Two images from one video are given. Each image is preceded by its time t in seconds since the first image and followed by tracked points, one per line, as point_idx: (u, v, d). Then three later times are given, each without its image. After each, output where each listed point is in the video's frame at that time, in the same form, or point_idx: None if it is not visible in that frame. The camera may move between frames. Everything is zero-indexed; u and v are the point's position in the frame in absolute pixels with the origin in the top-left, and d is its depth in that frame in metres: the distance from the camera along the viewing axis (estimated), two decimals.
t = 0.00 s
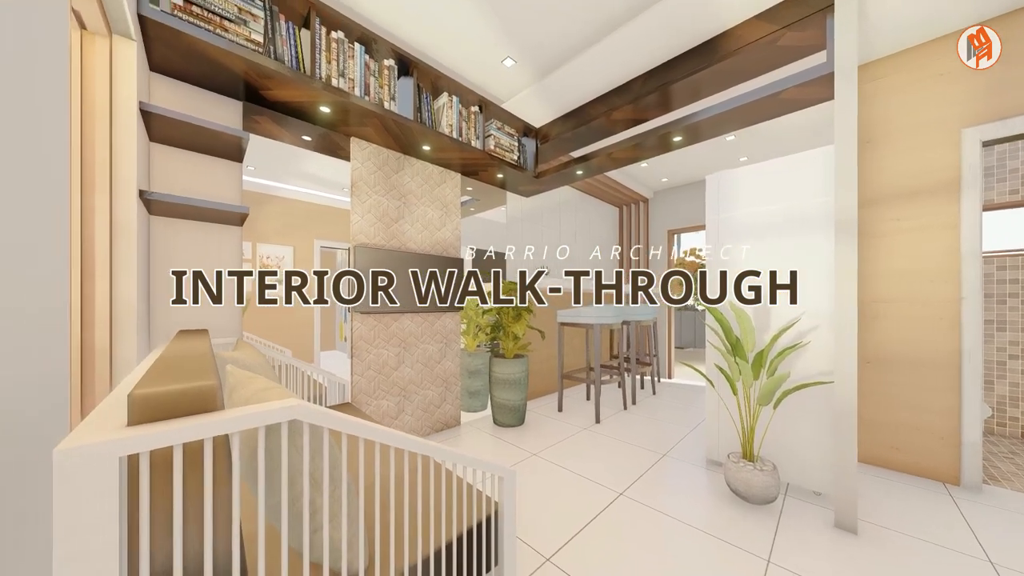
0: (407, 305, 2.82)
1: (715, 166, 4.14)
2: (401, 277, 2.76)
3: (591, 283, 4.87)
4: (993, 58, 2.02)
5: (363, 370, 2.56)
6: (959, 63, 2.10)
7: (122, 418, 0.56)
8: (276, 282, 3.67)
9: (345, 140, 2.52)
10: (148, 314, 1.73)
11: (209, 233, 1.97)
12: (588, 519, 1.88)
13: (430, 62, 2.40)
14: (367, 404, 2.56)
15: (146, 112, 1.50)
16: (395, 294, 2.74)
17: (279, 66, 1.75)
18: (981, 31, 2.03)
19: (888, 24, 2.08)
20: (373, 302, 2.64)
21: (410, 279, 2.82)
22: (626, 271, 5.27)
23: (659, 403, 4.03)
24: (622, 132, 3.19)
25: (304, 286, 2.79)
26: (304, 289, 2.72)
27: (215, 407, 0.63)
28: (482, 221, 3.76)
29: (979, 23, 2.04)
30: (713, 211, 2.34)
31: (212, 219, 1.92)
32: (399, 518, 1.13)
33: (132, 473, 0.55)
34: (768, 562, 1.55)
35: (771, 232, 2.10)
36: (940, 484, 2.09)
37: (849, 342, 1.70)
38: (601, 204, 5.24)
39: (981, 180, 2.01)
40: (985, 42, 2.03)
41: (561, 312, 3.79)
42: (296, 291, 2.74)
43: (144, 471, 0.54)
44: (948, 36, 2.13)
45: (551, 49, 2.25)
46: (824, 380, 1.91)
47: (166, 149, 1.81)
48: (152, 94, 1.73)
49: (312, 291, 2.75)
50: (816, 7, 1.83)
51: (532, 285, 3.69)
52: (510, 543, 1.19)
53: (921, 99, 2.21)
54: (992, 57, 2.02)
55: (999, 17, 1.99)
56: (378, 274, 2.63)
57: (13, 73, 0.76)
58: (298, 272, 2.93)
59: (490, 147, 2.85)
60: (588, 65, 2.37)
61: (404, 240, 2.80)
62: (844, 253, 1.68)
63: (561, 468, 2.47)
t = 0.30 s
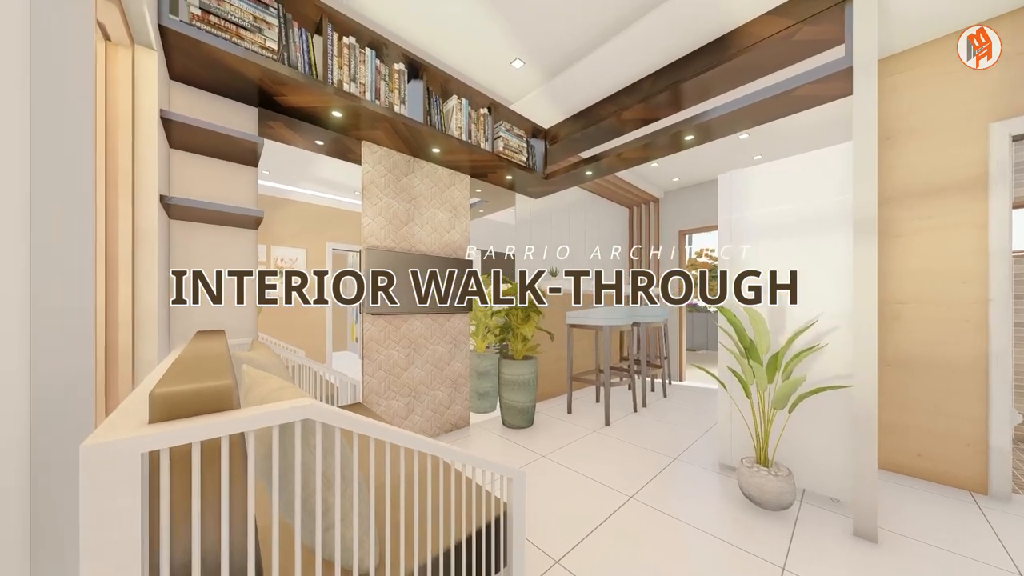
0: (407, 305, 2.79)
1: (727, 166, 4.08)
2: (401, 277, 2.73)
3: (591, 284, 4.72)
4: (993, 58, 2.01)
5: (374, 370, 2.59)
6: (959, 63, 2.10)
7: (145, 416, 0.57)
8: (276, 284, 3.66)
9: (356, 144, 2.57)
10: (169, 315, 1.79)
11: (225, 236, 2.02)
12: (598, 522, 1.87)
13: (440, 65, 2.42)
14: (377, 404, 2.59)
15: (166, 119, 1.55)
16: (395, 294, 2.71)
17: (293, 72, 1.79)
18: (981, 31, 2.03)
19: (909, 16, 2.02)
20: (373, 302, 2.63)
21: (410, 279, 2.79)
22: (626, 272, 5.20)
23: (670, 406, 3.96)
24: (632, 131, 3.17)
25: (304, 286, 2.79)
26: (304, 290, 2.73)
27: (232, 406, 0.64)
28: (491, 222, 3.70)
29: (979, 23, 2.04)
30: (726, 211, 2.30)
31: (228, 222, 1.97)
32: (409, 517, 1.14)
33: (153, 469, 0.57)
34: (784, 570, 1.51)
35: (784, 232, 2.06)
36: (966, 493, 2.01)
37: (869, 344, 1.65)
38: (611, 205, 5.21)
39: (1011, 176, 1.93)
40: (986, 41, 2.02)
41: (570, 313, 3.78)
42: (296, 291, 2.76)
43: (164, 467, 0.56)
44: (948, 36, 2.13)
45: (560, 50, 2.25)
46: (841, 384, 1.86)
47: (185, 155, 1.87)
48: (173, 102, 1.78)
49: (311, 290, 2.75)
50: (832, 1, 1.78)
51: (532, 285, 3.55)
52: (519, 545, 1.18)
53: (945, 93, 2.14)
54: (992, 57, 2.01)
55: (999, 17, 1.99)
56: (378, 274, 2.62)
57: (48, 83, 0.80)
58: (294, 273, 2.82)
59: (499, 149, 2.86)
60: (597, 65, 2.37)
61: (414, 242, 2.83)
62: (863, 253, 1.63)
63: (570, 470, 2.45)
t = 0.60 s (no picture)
0: (410, 306, 2.76)
1: (739, 165, 4.02)
2: (406, 278, 2.72)
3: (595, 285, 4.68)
4: (993, 58, 2.02)
5: (383, 371, 2.61)
6: (959, 63, 2.10)
7: (163, 415, 0.59)
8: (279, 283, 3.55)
9: (366, 147, 2.60)
10: (186, 316, 1.84)
11: (240, 239, 2.06)
12: (607, 525, 1.85)
13: (448, 68, 2.44)
14: (387, 405, 2.61)
15: (184, 126, 1.59)
16: (399, 295, 2.70)
17: (305, 78, 1.82)
18: (981, 31, 2.05)
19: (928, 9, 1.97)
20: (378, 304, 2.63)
21: (414, 279, 2.77)
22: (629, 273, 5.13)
23: (680, 408, 3.91)
24: (641, 131, 3.15)
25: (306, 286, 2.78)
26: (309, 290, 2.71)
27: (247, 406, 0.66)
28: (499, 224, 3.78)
29: (978, 23, 2.06)
30: (738, 211, 2.26)
31: (242, 225, 2.01)
32: (418, 517, 1.15)
33: (170, 468, 0.58)
34: None
35: (797, 232, 2.02)
36: (993, 502, 1.93)
37: (888, 347, 1.61)
38: (620, 205, 5.18)
39: None
40: (986, 41, 2.04)
41: (578, 314, 3.76)
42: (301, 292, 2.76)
43: (182, 465, 0.57)
44: (947, 37, 2.15)
45: (569, 50, 2.24)
46: (858, 387, 1.81)
47: (202, 161, 1.92)
48: (190, 109, 1.83)
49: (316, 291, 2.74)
50: None
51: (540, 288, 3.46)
52: (528, 547, 1.18)
53: (968, 87, 2.07)
54: (992, 57, 2.02)
55: (1001, 17, 2.01)
56: (383, 275, 2.62)
57: (80, 88, 0.81)
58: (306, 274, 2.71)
59: (507, 150, 2.87)
60: (606, 65, 2.36)
61: (423, 244, 2.85)
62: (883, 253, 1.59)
63: (579, 472, 2.44)
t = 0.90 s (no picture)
0: (418, 307, 2.78)
1: (749, 164, 3.97)
2: (416, 280, 2.74)
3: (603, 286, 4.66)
4: (993, 58, 2.01)
5: (392, 372, 2.63)
6: (959, 63, 2.11)
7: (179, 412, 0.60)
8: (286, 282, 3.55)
9: (375, 149, 2.63)
10: (200, 317, 1.88)
11: (252, 241, 2.10)
12: (615, 528, 1.84)
13: (455, 70, 2.45)
14: (395, 405, 2.63)
15: (198, 131, 1.63)
16: (409, 297, 2.72)
17: (315, 82, 1.85)
18: (981, 31, 2.05)
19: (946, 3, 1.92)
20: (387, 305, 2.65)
21: (422, 281, 2.79)
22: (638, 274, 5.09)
23: (689, 411, 3.86)
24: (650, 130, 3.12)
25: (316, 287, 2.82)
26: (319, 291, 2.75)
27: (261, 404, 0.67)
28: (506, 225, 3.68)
29: (978, 24, 2.06)
30: (749, 210, 2.23)
31: (254, 228, 2.05)
32: (425, 517, 1.15)
33: (185, 465, 0.60)
34: None
35: (810, 232, 1.98)
36: (1016, 510, 1.87)
37: (907, 349, 1.57)
38: (628, 205, 5.14)
39: None
40: (986, 41, 2.03)
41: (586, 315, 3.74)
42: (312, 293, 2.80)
43: (196, 463, 0.58)
44: (946, 39, 2.15)
45: (577, 50, 2.24)
46: (874, 391, 1.77)
47: (215, 165, 1.96)
48: (204, 114, 1.88)
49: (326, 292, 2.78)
50: None
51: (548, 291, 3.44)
52: (534, 549, 1.17)
53: (988, 82, 2.02)
54: (992, 57, 2.01)
55: (999, 18, 2.01)
56: (392, 276, 2.64)
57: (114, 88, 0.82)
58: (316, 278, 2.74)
59: (514, 151, 2.87)
60: (614, 64, 2.35)
61: (430, 245, 2.87)
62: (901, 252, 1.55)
63: (586, 474, 2.42)
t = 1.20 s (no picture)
0: (425, 309, 2.79)
1: (760, 162, 3.90)
2: (422, 281, 2.75)
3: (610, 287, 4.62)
4: (993, 58, 2.00)
5: (399, 373, 2.64)
6: (959, 63, 2.11)
7: (188, 414, 0.60)
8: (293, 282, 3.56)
9: (382, 151, 2.64)
10: (211, 318, 1.91)
11: (262, 243, 2.13)
12: (623, 532, 1.81)
13: (462, 71, 2.45)
14: (402, 406, 2.64)
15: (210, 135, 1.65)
16: (416, 298, 2.73)
17: (323, 85, 1.87)
18: (981, 31, 2.05)
19: None
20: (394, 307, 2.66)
21: (429, 282, 2.79)
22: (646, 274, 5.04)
23: (698, 414, 3.80)
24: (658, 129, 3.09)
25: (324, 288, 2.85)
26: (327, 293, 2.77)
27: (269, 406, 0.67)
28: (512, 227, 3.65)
29: (979, 23, 2.06)
30: (761, 210, 2.18)
31: (264, 230, 2.07)
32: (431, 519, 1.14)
33: (194, 466, 0.60)
34: None
35: (824, 232, 1.94)
36: None
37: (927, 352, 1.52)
38: (636, 205, 5.09)
39: None
40: (986, 41, 2.03)
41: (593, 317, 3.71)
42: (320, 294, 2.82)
43: (204, 465, 0.58)
44: (947, 38, 2.16)
45: (584, 50, 2.23)
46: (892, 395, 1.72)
47: (226, 168, 1.99)
48: (215, 118, 1.91)
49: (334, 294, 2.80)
50: None
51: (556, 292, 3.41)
52: (541, 553, 1.16)
53: (1009, 77, 1.96)
54: (992, 57, 2.01)
55: (1005, 16, 1.99)
56: (399, 278, 2.65)
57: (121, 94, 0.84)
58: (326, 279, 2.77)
59: (521, 152, 2.87)
60: (622, 63, 2.33)
61: (437, 246, 2.88)
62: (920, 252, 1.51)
63: (593, 476, 2.40)
